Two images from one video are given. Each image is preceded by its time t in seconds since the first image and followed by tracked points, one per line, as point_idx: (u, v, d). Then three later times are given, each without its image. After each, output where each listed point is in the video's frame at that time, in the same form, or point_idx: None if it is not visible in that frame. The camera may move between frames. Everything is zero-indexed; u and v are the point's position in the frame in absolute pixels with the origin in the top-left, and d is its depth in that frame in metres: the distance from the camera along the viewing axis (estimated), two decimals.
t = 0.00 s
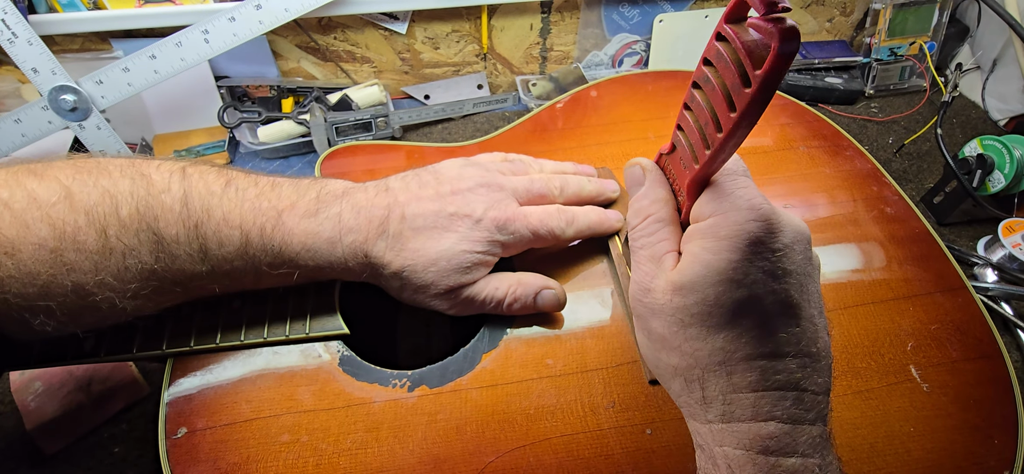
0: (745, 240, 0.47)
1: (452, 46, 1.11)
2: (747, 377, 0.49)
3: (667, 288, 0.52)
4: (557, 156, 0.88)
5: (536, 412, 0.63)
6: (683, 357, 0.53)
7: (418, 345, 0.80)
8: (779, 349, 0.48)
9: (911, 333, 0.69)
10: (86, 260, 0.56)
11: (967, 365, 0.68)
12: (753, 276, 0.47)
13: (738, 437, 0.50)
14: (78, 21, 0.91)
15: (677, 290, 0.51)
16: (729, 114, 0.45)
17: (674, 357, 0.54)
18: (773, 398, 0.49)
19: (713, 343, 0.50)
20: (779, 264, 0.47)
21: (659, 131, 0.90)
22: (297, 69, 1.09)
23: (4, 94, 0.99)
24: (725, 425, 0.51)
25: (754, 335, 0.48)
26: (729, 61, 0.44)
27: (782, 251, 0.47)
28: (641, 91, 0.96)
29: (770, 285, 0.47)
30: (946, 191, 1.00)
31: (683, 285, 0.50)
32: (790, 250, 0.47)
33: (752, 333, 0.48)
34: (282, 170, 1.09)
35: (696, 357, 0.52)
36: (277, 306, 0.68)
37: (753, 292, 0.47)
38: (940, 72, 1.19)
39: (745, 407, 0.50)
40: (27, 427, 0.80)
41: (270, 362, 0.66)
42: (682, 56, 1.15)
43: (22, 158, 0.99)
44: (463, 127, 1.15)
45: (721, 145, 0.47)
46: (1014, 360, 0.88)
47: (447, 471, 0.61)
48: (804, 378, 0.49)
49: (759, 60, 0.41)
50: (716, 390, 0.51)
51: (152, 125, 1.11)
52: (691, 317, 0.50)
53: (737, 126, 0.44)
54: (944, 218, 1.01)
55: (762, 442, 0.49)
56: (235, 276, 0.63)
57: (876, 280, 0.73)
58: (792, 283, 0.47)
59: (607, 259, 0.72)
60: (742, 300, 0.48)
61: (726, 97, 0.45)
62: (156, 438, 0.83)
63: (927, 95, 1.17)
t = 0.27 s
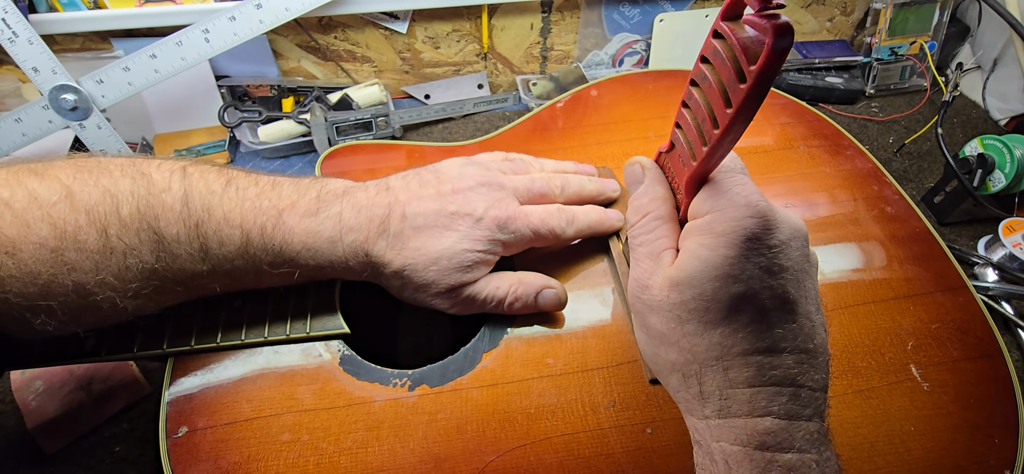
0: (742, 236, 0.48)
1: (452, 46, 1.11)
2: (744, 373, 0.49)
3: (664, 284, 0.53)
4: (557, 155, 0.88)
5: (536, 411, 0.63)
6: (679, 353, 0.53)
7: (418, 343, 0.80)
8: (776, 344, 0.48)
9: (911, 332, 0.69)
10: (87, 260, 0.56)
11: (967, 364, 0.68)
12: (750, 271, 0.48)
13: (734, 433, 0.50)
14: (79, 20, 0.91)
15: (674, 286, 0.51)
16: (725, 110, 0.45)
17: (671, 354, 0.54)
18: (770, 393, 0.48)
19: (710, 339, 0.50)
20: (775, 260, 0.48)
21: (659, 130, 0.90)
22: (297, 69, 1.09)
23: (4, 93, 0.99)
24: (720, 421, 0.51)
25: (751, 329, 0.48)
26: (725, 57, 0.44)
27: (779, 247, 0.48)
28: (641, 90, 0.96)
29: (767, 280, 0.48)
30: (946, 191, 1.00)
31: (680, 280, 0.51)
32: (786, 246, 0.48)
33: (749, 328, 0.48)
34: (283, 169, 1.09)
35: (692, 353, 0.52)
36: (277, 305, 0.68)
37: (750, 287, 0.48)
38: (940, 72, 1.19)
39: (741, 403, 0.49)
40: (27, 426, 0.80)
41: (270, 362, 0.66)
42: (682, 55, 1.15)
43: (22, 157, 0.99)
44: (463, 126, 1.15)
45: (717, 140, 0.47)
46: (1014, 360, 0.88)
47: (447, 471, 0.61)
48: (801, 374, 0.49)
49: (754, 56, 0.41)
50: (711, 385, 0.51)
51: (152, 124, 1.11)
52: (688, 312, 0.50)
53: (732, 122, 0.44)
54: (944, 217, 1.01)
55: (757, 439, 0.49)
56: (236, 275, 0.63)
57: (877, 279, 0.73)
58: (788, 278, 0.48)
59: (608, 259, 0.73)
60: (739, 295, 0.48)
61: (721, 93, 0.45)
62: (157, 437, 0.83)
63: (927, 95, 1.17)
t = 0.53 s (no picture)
0: (747, 238, 0.47)
1: (452, 46, 1.11)
2: (745, 378, 0.49)
3: (665, 285, 0.52)
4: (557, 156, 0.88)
5: (536, 412, 0.63)
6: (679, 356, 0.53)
7: (418, 344, 0.80)
8: (779, 350, 0.48)
9: (911, 332, 0.69)
10: (87, 260, 0.56)
11: (967, 365, 0.68)
12: (754, 275, 0.47)
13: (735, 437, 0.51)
14: (78, 21, 0.91)
15: (675, 289, 0.50)
16: (731, 109, 0.45)
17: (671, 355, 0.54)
18: (772, 400, 0.49)
19: (711, 343, 0.49)
20: (780, 263, 0.47)
21: (658, 131, 0.90)
22: (297, 69, 1.09)
23: (4, 94, 0.99)
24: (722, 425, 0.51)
25: (754, 336, 0.48)
26: (730, 56, 0.43)
27: (784, 250, 0.48)
28: (641, 91, 0.96)
29: (772, 284, 0.47)
30: (946, 191, 1.00)
31: (682, 282, 0.50)
32: (791, 248, 0.48)
33: (752, 334, 0.48)
34: (282, 170, 1.09)
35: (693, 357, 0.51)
36: (277, 306, 0.68)
37: (755, 291, 0.47)
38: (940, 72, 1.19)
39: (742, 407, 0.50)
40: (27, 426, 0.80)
41: (270, 363, 0.66)
42: (682, 56, 1.15)
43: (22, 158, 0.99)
44: (463, 127, 1.15)
45: (723, 140, 0.47)
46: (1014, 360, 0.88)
47: (447, 471, 0.61)
48: (804, 379, 0.49)
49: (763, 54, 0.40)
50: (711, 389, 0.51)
51: (152, 124, 1.11)
52: (689, 316, 0.50)
53: (739, 121, 0.44)
54: (944, 218, 1.01)
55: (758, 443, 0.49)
56: (236, 276, 0.63)
57: (876, 280, 0.73)
58: (793, 282, 0.48)
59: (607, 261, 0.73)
60: (743, 300, 0.47)
61: (728, 91, 0.45)
62: (157, 438, 0.83)
63: (927, 95, 1.17)
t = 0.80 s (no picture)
0: (740, 202, 0.49)
1: (452, 46, 1.11)
2: (742, 341, 0.49)
3: (663, 253, 0.53)
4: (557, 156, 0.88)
5: (536, 411, 0.63)
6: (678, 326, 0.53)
7: (418, 345, 0.80)
8: (774, 313, 0.47)
9: (911, 332, 0.69)
10: (88, 260, 0.56)
11: (967, 364, 0.68)
12: (749, 237, 0.48)
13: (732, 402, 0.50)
14: (78, 21, 0.91)
15: (672, 255, 0.51)
16: (727, 74, 0.43)
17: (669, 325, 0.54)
18: (768, 362, 0.48)
19: (708, 307, 0.49)
20: (774, 226, 0.48)
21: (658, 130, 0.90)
22: (297, 69, 1.09)
23: (4, 94, 0.98)
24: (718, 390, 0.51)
25: (750, 297, 0.48)
26: (726, 19, 0.41)
27: (778, 215, 0.49)
28: (640, 91, 0.96)
29: (767, 247, 0.48)
30: (946, 191, 1.00)
31: (679, 248, 0.51)
32: (786, 213, 0.49)
33: (749, 296, 0.48)
34: (282, 169, 1.09)
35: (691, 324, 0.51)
36: (277, 306, 0.68)
37: (750, 253, 0.48)
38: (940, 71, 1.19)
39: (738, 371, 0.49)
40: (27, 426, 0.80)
41: (270, 362, 0.66)
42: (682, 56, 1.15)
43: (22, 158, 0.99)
44: (463, 127, 1.15)
45: (718, 105, 0.45)
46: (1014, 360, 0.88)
47: (446, 471, 0.61)
48: (799, 342, 0.48)
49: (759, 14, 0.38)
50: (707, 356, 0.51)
51: (152, 124, 1.11)
52: (686, 281, 0.50)
53: (735, 85, 0.42)
54: (944, 217, 1.01)
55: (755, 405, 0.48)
56: (237, 276, 0.63)
57: (877, 279, 0.73)
58: (788, 246, 0.48)
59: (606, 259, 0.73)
60: (739, 262, 0.48)
61: (724, 56, 0.43)
62: (157, 438, 0.83)
63: (927, 95, 1.17)
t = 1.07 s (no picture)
0: (715, 171, 0.51)
1: (452, 46, 1.11)
2: (721, 299, 0.52)
3: (644, 222, 0.55)
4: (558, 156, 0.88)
5: (536, 412, 0.63)
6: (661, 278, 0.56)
7: (418, 345, 0.80)
8: (751, 271, 0.52)
9: (911, 332, 0.69)
10: (89, 261, 0.56)
11: (967, 364, 0.68)
12: (724, 204, 0.51)
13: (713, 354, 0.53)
14: (78, 21, 0.91)
15: (653, 224, 0.54)
16: (693, 50, 0.45)
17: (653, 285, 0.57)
18: (745, 318, 0.52)
19: (689, 268, 0.53)
20: (747, 194, 0.52)
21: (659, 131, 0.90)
22: (297, 69, 1.09)
23: (4, 94, 0.99)
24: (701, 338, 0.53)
25: (727, 258, 0.52)
26: None
27: (749, 183, 0.52)
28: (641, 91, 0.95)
29: (740, 213, 0.51)
30: (946, 191, 1.00)
31: (659, 217, 0.54)
32: (757, 182, 0.52)
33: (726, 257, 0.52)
34: (283, 169, 1.09)
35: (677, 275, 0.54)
36: (277, 306, 0.68)
37: (726, 218, 0.51)
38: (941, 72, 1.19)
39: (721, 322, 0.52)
40: (28, 426, 0.80)
41: (270, 362, 0.66)
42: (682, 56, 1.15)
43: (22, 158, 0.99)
44: (463, 127, 1.15)
45: (688, 81, 0.48)
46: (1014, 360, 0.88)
47: (447, 471, 0.61)
48: (774, 300, 0.52)
49: None
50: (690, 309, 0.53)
51: (152, 124, 1.11)
52: (667, 246, 0.54)
53: (701, 60, 0.45)
54: (944, 217, 1.01)
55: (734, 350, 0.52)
56: (238, 276, 0.63)
57: (877, 280, 0.73)
58: (760, 211, 0.52)
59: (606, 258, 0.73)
60: (716, 227, 0.51)
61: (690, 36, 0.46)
62: (157, 437, 0.83)
63: (927, 95, 1.17)
